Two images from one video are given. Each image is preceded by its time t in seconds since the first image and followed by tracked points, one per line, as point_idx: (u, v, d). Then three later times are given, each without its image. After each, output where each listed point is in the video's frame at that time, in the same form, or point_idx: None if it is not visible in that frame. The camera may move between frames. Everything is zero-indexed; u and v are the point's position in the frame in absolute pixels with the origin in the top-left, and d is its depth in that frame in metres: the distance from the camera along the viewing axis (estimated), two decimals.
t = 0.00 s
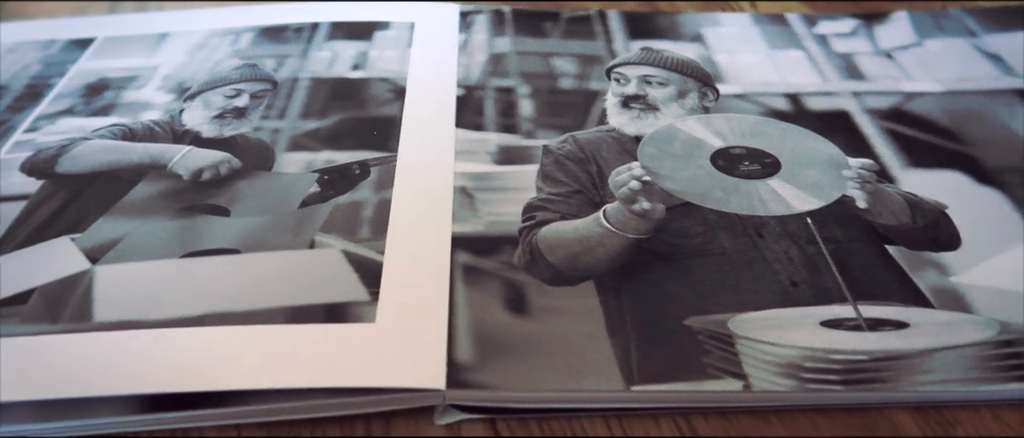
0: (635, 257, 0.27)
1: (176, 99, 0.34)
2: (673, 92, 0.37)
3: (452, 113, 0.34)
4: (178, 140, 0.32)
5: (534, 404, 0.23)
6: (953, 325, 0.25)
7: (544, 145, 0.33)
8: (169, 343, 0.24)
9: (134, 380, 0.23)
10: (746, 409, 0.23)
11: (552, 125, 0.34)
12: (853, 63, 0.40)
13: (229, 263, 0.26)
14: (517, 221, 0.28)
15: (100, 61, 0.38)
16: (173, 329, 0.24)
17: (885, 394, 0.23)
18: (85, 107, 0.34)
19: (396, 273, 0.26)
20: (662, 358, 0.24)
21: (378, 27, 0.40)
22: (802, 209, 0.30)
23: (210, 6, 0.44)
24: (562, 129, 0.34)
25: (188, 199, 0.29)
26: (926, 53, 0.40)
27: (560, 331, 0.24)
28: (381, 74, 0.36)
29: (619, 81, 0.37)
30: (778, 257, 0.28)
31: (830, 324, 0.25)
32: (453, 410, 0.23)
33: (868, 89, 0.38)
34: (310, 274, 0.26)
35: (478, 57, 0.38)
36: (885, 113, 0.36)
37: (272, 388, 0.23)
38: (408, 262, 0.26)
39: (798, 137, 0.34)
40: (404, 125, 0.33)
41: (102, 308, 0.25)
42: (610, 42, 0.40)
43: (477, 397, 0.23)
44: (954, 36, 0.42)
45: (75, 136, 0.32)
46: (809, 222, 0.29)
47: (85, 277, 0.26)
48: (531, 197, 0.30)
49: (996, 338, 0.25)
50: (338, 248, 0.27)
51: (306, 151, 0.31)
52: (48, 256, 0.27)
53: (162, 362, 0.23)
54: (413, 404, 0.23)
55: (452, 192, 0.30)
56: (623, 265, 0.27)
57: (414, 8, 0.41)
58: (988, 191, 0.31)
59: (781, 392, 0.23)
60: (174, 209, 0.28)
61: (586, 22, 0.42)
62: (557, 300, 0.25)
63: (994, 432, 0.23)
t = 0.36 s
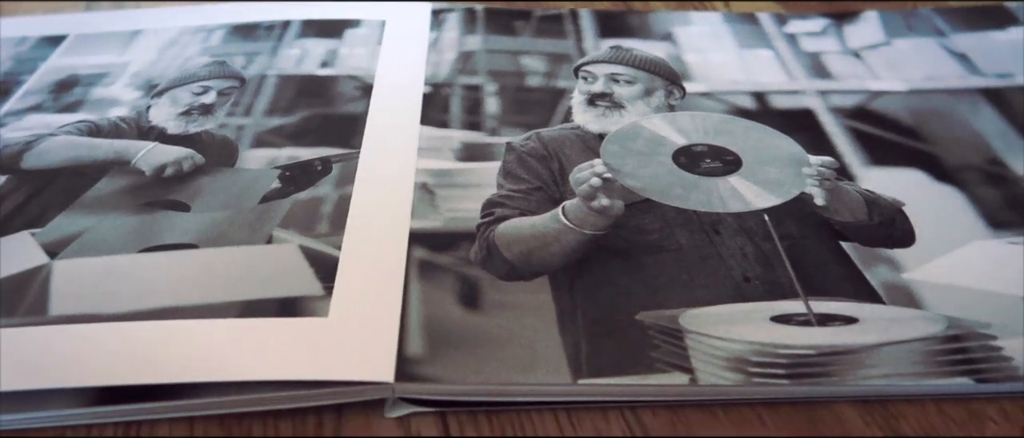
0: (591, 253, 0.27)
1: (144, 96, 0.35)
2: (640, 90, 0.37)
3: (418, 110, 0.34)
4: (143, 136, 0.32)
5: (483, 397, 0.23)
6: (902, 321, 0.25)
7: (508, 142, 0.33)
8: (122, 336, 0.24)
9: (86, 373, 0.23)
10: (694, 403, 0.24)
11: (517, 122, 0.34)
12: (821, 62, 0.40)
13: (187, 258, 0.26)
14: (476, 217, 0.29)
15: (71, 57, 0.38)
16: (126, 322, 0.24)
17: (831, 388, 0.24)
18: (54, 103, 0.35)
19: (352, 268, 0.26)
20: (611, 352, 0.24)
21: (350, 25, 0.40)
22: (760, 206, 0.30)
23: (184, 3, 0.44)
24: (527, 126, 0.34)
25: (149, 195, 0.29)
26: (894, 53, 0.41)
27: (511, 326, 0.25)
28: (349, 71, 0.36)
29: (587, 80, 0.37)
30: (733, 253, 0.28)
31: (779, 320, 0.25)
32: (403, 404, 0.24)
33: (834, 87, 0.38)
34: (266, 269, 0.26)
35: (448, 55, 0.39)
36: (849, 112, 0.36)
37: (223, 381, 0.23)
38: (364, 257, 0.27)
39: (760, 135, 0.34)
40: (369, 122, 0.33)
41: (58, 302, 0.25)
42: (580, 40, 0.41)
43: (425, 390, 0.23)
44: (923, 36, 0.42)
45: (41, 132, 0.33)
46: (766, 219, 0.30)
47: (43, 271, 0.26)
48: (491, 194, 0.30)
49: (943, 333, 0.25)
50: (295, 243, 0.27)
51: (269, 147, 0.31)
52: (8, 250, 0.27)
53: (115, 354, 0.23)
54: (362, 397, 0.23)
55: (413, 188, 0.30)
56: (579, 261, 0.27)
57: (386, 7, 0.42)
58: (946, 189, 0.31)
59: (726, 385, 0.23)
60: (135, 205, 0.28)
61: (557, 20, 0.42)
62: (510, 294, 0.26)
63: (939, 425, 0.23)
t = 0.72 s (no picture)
0: (561, 252, 0.28)
1: (129, 94, 0.35)
2: (621, 91, 0.37)
3: (398, 110, 0.35)
4: (126, 133, 0.32)
5: (446, 393, 0.23)
6: (868, 321, 0.25)
7: (486, 142, 0.33)
8: (94, 330, 0.24)
9: (56, 366, 0.23)
10: (657, 401, 0.24)
11: (496, 123, 0.34)
12: (804, 65, 0.40)
13: (162, 253, 0.27)
14: (449, 215, 0.29)
15: (60, 56, 0.39)
16: (98, 316, 0.25)
17: (793, 388, 0.24)
18: (41, 101, 0.35)
19: (323, 265, 0.27)
20: (575, 350, 0.24)
21: (335, 25, 0.40)
22: (734, 206, 0.30)
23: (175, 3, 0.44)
24: (506, 126, 0.34)
25: (127, 191, 0.29)
26: (877, 56, 0.41)
27: (477, 323, 0.25)
28: (332, 71, 0.37)
29: (568, 81, 0.38)
30: (704, 253, 0.28)
31: (746, 319, 0.25)
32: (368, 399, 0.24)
33: (815, 90, 0.38)
34: (238, 265, 0.26)
35: (431, 55, 0.39)
36: (828, 114, 0.36)
37: (190, 374, 0.23)
38: (336, 254, 0.27)
39: (738, 137, 0.34)
40: (349, 121, 0.33)
41: (34, 296, 0.25)
42: (564, 42, 0.41)
43: (389, 386, 0.23)
44: (907, 39, 0.42)
45: (26, 129, 0.33)
46: (739, 220, 0.30)
47: (20, 265, 0.26)
48: (466, 193, 0.30)
49: (909, 334, 0.25)
50: (268, 240, 0.27)
51: (248, 146, 0.32)
52: None
53: (86, 348, 0.24)
54: (327, 391, 0.23)
55: (389, 186, 0.30)
56: (549, 260, 0.27)
57: (373, 7, 0.42)
58: (921, 192, 0.31)
59: (689, 383, 0.24)
60: (114, 201, 0.29)
61: (543, 22, 0.43)
62: (478, 292, 0.26)
63: (900, 426, 0.24)
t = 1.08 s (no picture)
0: (541, 252, 0.28)
1: (127, 92, 0.36)
2: (611, 94, 0.37)
3: (388, 110, 0.35)
4: (121, 130, 0.33)
5: (419, 388, 0.24)
6: (844, 325, 0.25)
7: (474, 143, 0.33)
8: (79, 321, 0.25)
9: (40, 356, 0.24)
10: (629, 400, 0.24)
11: (485, 124, 0.35)
12: (797, 70, 0.40)
13: (148, 248, 0.27)
14: (433, 215, 0.29)
15: (63, 55, 0.39)
16: (83, 308, 0.25)
17: (765, 390, 0.24)
18: (41, 98, 0.36)
19: (306, 262, 0.27)
20: (548, 348, 0.24)
21: (332, 27, 0.41)
22: (717, 210, 0.30)
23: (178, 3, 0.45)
24: (494, 128, 0.35)
25: (119, 187, 0.30)
26: (872, 62, 0.41)
27: (454, 321, 0.25)
28: (326, 71, 0.37)
29: (560, 84, 0.38)
30: (684, 256, 0.28)
31: (721, 322, 0.25)
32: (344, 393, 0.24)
33: (807, 95, 0.38)
34: (222, 261, 0.27)
35: (426, 57, 0.39)
36: (818, 119, 0.36)
37: (169, 366, 0.24)
38: (319, 251, 0.28)
39: (726, 141, 0.34)
40: (339, 121, 0.34)
41: (23, 287, 0.26)
42: (558, 45, 0.41)
43: (364, 380, 0.24)
44: (903, 45, 0.42)
45: (25, 125, 0.34)
46: (721, 223, 0.30)
47: (11, 258, 0.27)
48: (451, 193, 0.30)
49: (885, 339, 0.25)
50: (252, 236, 0.28)
51: (239, 144, 0.32)
52: None
53: (70, 339, 0.24)
54: (302, 385, 0.24)
55: (375, 186, 0.31)
56: (529, 260, 0.28)
57: (370, 9, 0.42)
58: (907, 198, 0.31)
59: (660, 384, 0.24)
60: (105, 196, 0.29)
61: (538, 25, 0.43)
62: (456, 290, 0.26)
63: (871, 430, 0.24)
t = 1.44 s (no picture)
0: (516, 252, 0.28)
1: (122, 91, 0.37)
2: (597, 99, 0.38)
3: (375, 111, 0.35)
4: (113, 127, 0.34)
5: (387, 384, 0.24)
6: (813, 330, 0.26)
7: (458, 145, 0.34)
8: (59, 311, 0.25)
9: (19, 345, 0.25)
10: (595, 400, 0.24)
11: (470, 126, 0.35)
12: (786, 76, 0.40)
13: (131, 243, 0.28)
14: (411, 214, 0.30)
15: (63, 54, 0.40)
16: (65, 298, 0.26)
17: (729, 392, 0.24)
18: (39, 95, 0.37)
19: (283, 258, 0.28)
20: (516, 346, 0.25)
21: (326, 29, 0.42)
22: (695, 214, 0.31)
23: (178, 5, 0.46)
24: (479, 130, 0.35)
25: (107, 182, 0.31)
26: (861, 70, 0.41)
27: (425, 318, 0.26)
28: (317, 73, 0.38)
29: (547, 87, 0.38)
30: (658, 258, 0.28)
31: (690, 324, 0.26)
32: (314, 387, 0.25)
33: (794, 102, 0.38)
34: (202, 256, 0.27)
35: (416, 60, 0.40)
36: (803, 126, 0.36)
37: (143, 357, 0.24)
38: (297, 248, 0.28)
39: (708, 146, 0.35)
40: (326, 122, 0.34)
41: (8, 278, 0.27)
42: (548, 49, 0.42)
43: (333, 375, 0.24)
44: (894, 53, 0.42)
45: (22, 122, 0.35)
46: (698, 227, 0.30)
47: None
48: (431, 193, 0.31)
49: (852, 344, 0.25)
50: (233, 233, 0.28)
51: (227, 142, 0.33)
52: None
53: (50, 328, 0.25)
54: (273, 378, 0.24)
55: (357, 185, 0.31)
56: (503, 260, 0.28)
57: (365, 13, 0.43)
58: (886, 205, 0.31)
59: (625, 384, 0.24)
60: (93, 192, 0.30)
61: (530, 29, 0.43)
62: (429, 289, 0.27)
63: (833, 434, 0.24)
